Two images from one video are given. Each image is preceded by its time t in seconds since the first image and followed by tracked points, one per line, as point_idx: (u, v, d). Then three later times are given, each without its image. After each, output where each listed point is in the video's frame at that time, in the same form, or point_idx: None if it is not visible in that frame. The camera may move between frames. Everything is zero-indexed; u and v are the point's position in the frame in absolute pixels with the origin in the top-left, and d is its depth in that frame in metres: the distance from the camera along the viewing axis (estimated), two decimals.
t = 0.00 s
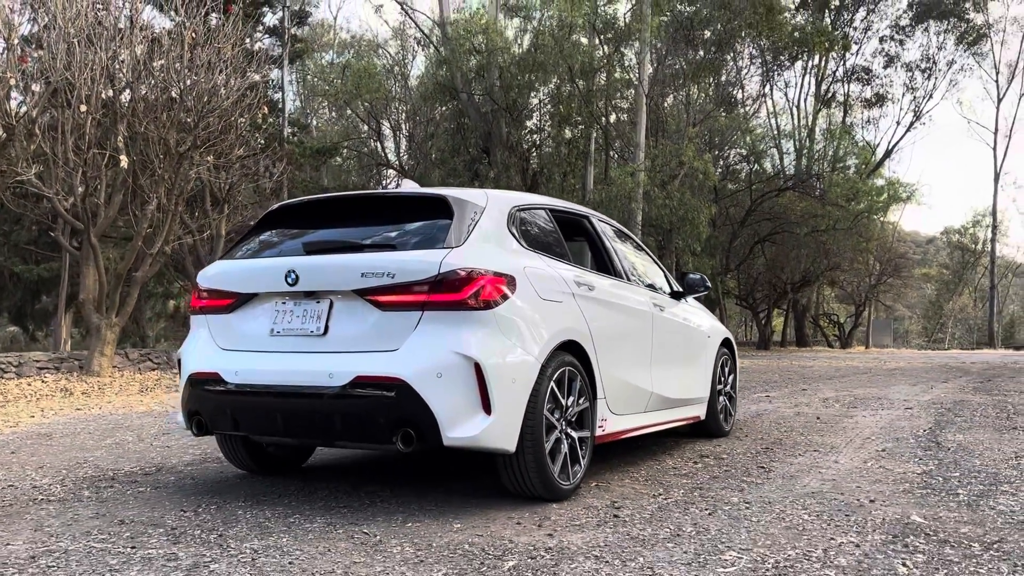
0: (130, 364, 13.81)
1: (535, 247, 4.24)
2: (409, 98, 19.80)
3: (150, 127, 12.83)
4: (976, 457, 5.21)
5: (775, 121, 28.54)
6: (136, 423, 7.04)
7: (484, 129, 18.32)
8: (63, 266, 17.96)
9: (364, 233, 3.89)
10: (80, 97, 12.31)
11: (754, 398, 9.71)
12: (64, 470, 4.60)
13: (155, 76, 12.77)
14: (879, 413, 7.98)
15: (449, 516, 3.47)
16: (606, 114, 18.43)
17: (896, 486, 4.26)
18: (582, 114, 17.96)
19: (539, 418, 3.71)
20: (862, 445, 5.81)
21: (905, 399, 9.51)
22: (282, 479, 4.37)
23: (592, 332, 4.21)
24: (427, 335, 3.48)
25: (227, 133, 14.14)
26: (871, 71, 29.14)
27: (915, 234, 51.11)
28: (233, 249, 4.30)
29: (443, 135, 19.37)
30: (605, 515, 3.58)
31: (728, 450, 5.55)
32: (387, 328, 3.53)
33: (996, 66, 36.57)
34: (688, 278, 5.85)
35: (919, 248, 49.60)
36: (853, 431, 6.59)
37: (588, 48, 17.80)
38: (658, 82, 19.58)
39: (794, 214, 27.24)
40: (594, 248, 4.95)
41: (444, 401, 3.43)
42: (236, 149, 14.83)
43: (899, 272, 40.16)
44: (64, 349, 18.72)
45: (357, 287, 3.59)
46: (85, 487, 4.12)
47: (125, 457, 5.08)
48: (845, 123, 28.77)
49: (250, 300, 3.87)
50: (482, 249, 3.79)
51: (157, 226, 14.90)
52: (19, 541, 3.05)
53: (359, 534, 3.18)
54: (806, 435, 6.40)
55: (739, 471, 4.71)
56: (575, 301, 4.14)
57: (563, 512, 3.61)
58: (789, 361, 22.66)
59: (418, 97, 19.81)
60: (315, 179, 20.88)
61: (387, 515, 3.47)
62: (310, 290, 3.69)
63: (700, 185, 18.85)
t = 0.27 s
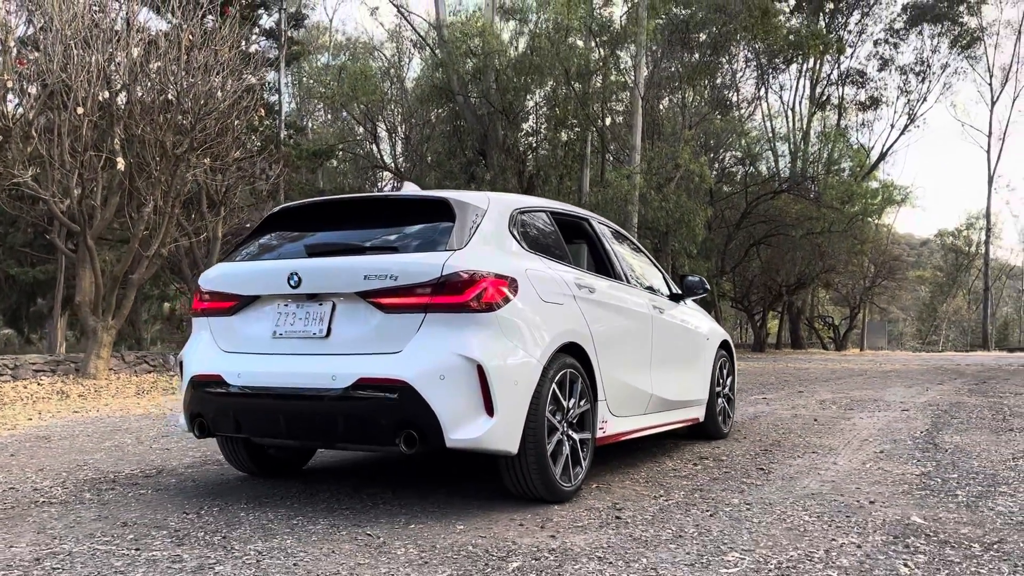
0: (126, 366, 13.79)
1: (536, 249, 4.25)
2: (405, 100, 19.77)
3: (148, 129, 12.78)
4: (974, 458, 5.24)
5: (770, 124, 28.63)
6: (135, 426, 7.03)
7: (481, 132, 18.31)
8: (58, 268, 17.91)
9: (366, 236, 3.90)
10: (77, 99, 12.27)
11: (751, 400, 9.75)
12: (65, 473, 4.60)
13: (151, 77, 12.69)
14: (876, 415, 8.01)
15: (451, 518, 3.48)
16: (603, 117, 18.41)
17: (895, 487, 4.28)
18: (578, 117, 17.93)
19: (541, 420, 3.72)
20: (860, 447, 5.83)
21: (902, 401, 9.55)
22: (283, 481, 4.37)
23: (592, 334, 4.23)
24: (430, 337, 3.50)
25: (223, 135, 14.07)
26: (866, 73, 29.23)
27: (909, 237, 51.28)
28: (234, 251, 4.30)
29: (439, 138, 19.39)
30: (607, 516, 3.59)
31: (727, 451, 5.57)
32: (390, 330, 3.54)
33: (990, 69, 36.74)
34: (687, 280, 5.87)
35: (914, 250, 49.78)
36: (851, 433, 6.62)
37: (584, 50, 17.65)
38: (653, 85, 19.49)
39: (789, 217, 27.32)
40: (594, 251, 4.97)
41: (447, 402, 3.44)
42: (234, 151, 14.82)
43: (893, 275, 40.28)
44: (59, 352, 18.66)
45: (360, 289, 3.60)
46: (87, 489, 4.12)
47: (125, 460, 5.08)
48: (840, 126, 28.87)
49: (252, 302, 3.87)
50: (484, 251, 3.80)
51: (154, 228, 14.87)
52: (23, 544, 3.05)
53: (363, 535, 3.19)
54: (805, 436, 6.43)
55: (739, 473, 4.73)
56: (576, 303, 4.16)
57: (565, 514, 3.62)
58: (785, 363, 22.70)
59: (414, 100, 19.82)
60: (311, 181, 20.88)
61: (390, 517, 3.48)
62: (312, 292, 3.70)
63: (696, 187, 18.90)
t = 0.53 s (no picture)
0: (124, 368, 13.77)
1: (539, 251, 4.26)
2: (402, 101, 19.81)
3: (145, 130, 12.74)
4: (972, 459, 5.27)
5: (766, 124, 28.72)
6: (135, 427, 7.02)
7: (478, 133, 18.32)
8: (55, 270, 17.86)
9: (369, 237, 3.90)
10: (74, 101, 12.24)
11: (749, 401, 9.76)
12: (66, 474, 4.60)
13: (149, 79, 12.67)
14: (874, 416, 8.04)
15: (455, 519, 3.49)
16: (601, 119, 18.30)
17: (895, 488, 4.31)
18: (575, 118, 17.88)
19: (545, 421, 3.73)
20: (860, 447, 5.85)
21: (899, 401, 9.58)
22: (285, 482, 4.36)
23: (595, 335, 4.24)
24: (435, 338, 3.51)
25: (221, 136, 14.04)
26: (861, 75, 29.32)
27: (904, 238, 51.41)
28: (237, 252, 4.30)
29: (436, 140, 19.40)
30: (611, 517, 3.61)
31: (727, 452, 5.58)
32: (394, 330, 3.55)
33: (985, 71, 36.88)
34: (687, 282, 5.89)
35: (909, 251, 49.89)
36: (849, 434, 6.64)
37: (580, 52, 17.43)
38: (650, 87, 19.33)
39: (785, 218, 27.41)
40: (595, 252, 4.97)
41: (451, 404, 3.45)
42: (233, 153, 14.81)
43: (889, 276, 40.36)
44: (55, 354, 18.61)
45: (364, 290, 3.60)
46: (90, 490, 4.12)
47: (126, 461, 5.08)
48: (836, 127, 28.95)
49: (255, 303, 3.87)
50: (487, 253, 3.81)
51: (152, 230, 14.85)
52: (27, 545, 3.05)
53: (368, 536, 3.20)
54: (803, 437, 6.45)
55: (739, 473, 4.74)
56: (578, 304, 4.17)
57: (568, 514, 3.63)
58: (782, 364, 22.66)
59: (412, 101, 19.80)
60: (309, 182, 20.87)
61: (394, 518, 3.48)
62: (316, 294, 3.70)
63: (692, 189, 18.93)
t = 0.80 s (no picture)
0: (123, 369, 13.75)
1: (542, 252, 4.27)
2: (400, 101, 19.93)
3: (145, 131, 12.73)
4: (974, 458, 5.28)
5: (764, 124, 28.76)
6: (136, 428, 7.01)
7: (476, 133, 18.33)
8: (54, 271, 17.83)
9: (374, 239, 3.91)
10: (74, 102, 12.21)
11: (749, 401, 9.77)
12: (70, 475, 4.60)
13: (148, 80, 12.69)
14: (875, 416, 8.05)
15: (460, 519, 3.50)
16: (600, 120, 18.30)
17: (898, 487, 4.32)
18: (573, 119, 17.84)
19: (549, 421, 3.74)
20: (862, 447, 5.86)
21: (899, 401, 9.60)
22: (288, 483, 4.36)
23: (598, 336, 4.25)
24: (440, 339, 3.51)
25: (220, 137, 14.03)
26: (859, 75, 29.39)
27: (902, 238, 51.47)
28: (241, 254, 4.30)
29: (435, 140, 19.40)
30: (616, 517, 3.61)
31: (729, 452, 5.58)
32: (399, 332, 3.55)
33: (982, 71, 36.94)
34: (689, 282, 5.90)
35: (907, 251, 49.93)
36: (851, 434, 6.65)
37: (579, 52, 17.54)
38: (647, 88, 19.35)
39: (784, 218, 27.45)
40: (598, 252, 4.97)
41: (456, 404, 3.46)
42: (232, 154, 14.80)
43: (887, 276, 40.40)
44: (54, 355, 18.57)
45: (369, 292, 3.61)
46: (94, 491, 4.12)
47: (130, 462, 5.08)
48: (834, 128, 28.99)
49: (260, 304, 3.88)
50: (492, 253, 3.82)
51: (151, 231, 14.82)
52: (34, 547, 3.05)
53: (374, 537, 3.20)
54: (805, 437, 6.46)
55: (742, 474, 4.75)
56: (582, 305, 4.18)
57: (573, 515, 3.64)
58: (781, 364, 22.64)
59: (410, 101, 19.79)
60: (308, 183, 20.86)
61: (400, 519, 3.49)
62: (321, 295, 3.71)
63: (691, 189, 18.94)
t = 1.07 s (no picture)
0: (124, 369, 13.76)
1: (547, 252, 4.28)
2: (400, 101, 19.80)
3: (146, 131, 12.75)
4: (978, 457, 5.29)
5: (764, 124, 28.79)
6: (140, 429, 7.03)
7: (477, 134, 18.36)
8: (55, 272, 17.84)
9: (380, 239, 3.92)
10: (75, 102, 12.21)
11: (751, 401, 9.79)
12: (77, 476, 4.61)
13: (150, 80, 12.73)
14: (877, 416, 8.07)
15: (467, 519, 3.50)
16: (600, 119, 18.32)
17: (903, 486, 4.33)
18: (573, 119, 17.78)
19: (556, 421, 3.75)
20: (865, 446, 5.87)
21: (901, 400, 9.62)
22: (294, 483, 4.37)
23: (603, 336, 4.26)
24: (447, 339, 3.52)
25: (221, 138, 14.04)
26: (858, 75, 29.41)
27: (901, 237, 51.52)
28: (247, 254, 4.31)
29: (434, 140, 19.42)
30: (623, 517, 3.62)
31: (733, 452, 5.60)
32: (406, 332, 3.56)
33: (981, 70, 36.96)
34: (692, 282, 5.91)
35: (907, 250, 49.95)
36: (853, 433, 6.67)
37: (579, 52, 17.54)
38: (647, 87, 19.46)
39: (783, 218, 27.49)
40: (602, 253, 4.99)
41: (463, 404, 3.47)
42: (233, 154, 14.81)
43: (886, 276, 40.43)
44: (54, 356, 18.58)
45: (376, 292, 3.62)
46: (102, 492, 4.13)
47: (135, 462, 5.09)
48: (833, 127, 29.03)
49: (267, 305, 3.88)
50: (498, 254, 3.83)
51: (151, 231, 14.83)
52: (44, 547, 3.06)
53: (383, 536, 3.21)
54: (808, 436, 6.47)
55: (747, 473, 4.76)
56: (587, 305, 4.19)
57: (579, 515, 3.65)
58: (781, 364, 22.66)
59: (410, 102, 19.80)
60: (309, 183, 20.88)
61: (407, 518, 3.50)
62: (328, 296, 3.72)
63: (691, 188, 18.95)
